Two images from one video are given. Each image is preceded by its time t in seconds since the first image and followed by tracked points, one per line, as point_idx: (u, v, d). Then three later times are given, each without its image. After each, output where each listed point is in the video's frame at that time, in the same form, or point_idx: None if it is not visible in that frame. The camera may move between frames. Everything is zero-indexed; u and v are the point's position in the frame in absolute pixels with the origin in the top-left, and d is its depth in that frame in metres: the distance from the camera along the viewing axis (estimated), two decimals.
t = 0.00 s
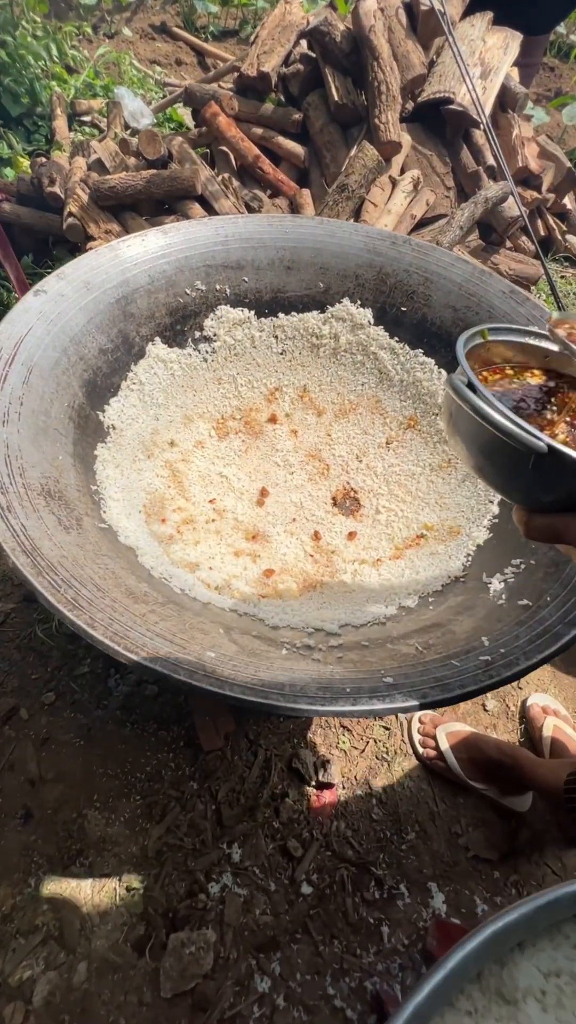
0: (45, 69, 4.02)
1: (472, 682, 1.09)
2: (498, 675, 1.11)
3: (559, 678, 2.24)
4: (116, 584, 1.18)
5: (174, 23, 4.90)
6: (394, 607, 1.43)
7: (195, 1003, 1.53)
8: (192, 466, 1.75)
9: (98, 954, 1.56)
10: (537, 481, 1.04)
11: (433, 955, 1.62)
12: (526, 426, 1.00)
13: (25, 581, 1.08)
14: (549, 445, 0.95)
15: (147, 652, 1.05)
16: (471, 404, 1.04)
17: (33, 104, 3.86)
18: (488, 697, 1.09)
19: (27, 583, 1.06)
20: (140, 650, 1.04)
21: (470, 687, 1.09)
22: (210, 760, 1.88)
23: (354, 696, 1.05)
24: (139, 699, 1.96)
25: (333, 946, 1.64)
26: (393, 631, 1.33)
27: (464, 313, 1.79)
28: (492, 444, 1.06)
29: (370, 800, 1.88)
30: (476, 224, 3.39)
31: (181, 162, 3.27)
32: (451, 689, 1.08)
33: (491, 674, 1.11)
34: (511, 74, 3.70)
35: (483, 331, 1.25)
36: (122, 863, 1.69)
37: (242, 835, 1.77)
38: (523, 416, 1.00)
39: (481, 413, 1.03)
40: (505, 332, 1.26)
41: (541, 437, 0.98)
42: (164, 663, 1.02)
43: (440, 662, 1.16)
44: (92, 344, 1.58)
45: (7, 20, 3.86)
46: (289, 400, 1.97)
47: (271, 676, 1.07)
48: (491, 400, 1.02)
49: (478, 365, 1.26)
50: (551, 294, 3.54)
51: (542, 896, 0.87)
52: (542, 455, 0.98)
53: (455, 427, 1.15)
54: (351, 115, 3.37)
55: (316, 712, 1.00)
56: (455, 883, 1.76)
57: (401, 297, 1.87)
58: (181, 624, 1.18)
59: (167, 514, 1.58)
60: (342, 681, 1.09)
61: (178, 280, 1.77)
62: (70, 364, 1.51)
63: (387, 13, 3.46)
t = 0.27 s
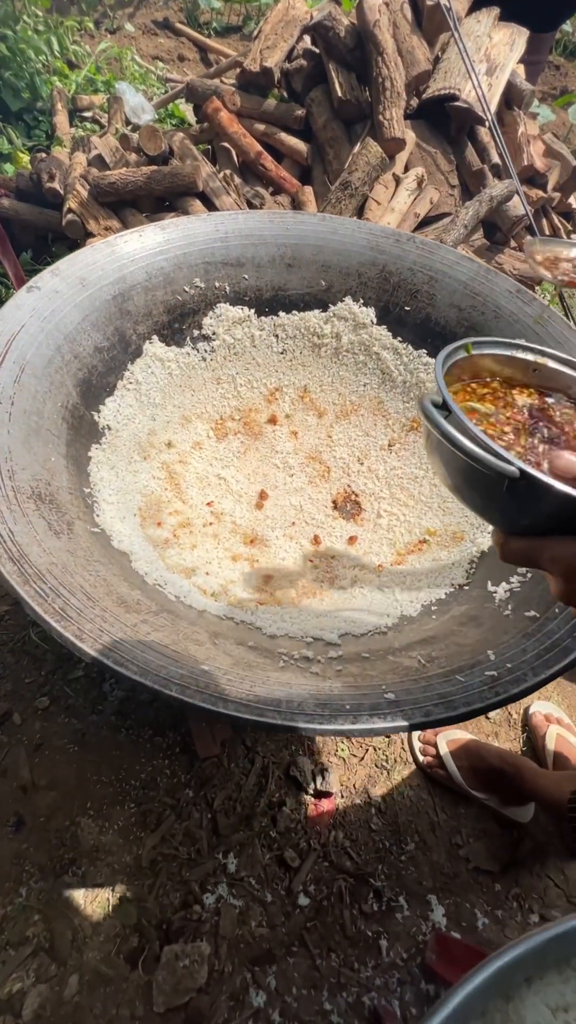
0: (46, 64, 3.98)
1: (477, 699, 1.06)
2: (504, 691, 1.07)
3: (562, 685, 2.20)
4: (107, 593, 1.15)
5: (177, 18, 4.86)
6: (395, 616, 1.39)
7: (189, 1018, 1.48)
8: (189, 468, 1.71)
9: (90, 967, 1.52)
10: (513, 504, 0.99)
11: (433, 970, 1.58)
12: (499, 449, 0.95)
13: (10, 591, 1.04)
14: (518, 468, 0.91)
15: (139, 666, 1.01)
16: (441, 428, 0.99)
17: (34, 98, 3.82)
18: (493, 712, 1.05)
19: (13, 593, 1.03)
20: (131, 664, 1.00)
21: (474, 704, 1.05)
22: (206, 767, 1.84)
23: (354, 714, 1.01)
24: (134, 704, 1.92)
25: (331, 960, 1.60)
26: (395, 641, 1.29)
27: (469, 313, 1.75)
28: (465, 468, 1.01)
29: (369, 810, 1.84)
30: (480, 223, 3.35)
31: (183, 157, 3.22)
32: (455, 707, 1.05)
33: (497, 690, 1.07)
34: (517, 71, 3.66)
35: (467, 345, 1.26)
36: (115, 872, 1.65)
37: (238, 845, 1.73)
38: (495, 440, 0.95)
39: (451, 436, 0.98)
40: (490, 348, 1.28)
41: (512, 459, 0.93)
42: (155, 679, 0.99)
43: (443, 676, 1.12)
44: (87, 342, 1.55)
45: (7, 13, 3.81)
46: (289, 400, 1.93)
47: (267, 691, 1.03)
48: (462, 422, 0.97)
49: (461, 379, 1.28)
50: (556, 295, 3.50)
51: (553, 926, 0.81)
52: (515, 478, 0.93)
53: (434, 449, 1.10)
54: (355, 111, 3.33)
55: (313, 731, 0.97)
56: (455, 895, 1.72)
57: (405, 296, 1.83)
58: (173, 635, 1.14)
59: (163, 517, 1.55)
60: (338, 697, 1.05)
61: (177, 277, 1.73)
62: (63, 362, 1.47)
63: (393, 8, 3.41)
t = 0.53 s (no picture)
0: (50, 62, 3.96)
1: (480, 710, 1.05)
2: (507, 704, 1.06)
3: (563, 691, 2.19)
4: (107, 601, 1.14)
5: (181, 18, 4.85)
6: (397, 624, 1.38)
7: None
8: (190, 472, 1.70)
9: (87, 973, 1.51)
10: (504, 533, 0.97)
11: (433, 978, 1.57)
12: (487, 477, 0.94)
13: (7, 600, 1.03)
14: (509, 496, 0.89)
15: (138, 676, 1.00)
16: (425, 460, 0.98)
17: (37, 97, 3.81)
18: (495, 723, 1.04)
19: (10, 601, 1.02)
20: (130, 674, 1.00)
21: (477, 717, 1.04)
22: (205, 772, 1.83)
23: (354, 727, 1.00)
24: (133, 708, 1.91)
25: (329, 967, 1.59)
26: (396, 650, 1.28)
27: (473, 317, 1.74)
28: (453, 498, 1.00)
29: (368, 816, 1.83)
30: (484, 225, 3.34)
31: (186, 157, 3.21)
32: (457, 720, 1.04)
33: (499, 703, 1.06)
34: (522, 73, 3.65)
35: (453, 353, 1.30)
36: (113, 877, 1.63)
37: (236, 850, 1.72)
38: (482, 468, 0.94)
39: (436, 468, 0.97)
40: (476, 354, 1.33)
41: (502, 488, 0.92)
42: (154, 689, 0.98)
43: (445, 688, 1.11)
44: (88, 344, 1.54)
45: (11, 12, 3.80)
46: (291, 403, 1.93)
47: (267, 701, 1.02)
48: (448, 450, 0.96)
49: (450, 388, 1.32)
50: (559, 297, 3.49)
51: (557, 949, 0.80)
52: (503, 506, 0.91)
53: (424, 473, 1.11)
54: (359, 112, 3.32)
55: (313, 742, 0.96)
56: (454, 903, 1.71)
57: (408, 299, 1.82)
58: (173, 643, 1.13)
59: (163, 521, 1.54)
60: (337, 707, 1.04)
61: (179, 279, 1.72)
62: (64, 364, 1.46)
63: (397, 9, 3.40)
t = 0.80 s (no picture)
0: (54, 62, 3.97)
1: (476, 712, 1.06)
2: (503, 706, 1.06)
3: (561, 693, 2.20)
4: (107, 599, 1.14)
5: (185, 18, 4.85)
6: (395, 625, 1.39)
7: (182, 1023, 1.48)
8: (191, 471, 1.71)
9: (84, 970, 1.52)
10: (511, 556, 0.99)
11: (429, 979, 1.56)
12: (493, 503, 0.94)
13: (9, 597, 1.04)
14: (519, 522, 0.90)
15: (137, 675, 1.01)
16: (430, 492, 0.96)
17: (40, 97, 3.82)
18: (492, 724, 1.05)
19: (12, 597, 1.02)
20: (129, 673, 1.00)
21: (473, 718, 1.05)
22: (203, 771, 1.83)
23: (352, 727, 1.01)
24: (132, 707, 1.91)
25: (325, 967, 1.59)
26: (394, 651, 1.29)
27: (474, 319, 1.74)
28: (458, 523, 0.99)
29: (366, 816, 1.83)
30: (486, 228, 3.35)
31: (189, 158, 3.22)
32: (454, 721, 1.04)
33: (496, 704, 1.07)
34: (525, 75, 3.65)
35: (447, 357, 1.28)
36: (111, 875, 1.64)
37: (234, 850, 1.72)
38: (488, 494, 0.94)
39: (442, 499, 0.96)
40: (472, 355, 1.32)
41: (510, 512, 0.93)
42: (153, 688, 0.99)
43: (442, 689, 1.11)
44: (90, 345, 1.54)
45: (16, 11, 3.81)
46: (292, 404, 1.93)
47: (265, 700, 1.03)
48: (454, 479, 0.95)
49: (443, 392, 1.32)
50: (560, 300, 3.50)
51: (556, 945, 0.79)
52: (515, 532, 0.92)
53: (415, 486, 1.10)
54: (362, 114, 3.32)
55: (311, 741, 0.97)
56: (451, 904, 1.72)
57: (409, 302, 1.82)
58: (172, 642, 1.14)
59: (164, 521, 1.55)
60: (334, 707, 1.05)
61: (181, 280, 1.73)
62: (66, 365, 1.47)
63: (401, 11, 3.41)
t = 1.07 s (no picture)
0: (59, 63, 3.99)
1: (472, 707, 1.07)
2: (498, 702, 1.08)
3: (559, 693, 2.21)
4: (110, 595, 1.16)
5: (189, 20, 4.88)
6: (393, 623, 1.40)
7: (180, 1017, 1.49)
8: (192, 470, 1.74)
9: (83, 963, 1.53)
10: (515, 586, 0.96)
11: (424, 973, 1.59)
12: (491, 530, 0.92)
13: (13, 592, 1.06)
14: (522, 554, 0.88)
15: (139, 669, 1.02)
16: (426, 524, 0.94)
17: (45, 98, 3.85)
18: (487, 720, 1.07)
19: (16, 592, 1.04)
20: (131, 666, 1.02)
21: (469, 714, 1.07)
22: (202, 768, 1.85)
23: (350, 721, 1.02)
24: (133, 703, 1.93)
25: (322, 962, 1.60)
26: (392, 648, 1.30)
27: (473, 322, 1.76)
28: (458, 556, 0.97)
29: (363, 813, 1.85)
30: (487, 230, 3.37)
31: (192, 160, 3.25)
32: (450, 716, 1.06)
33: (491, 701, 1.08)
34: (527, 79, 3.67)
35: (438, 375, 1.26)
36: (111, 870, 1.65)
37: (232, 846, 1.74)
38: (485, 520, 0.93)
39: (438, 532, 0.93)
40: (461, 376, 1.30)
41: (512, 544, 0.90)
42: (154, 682, 1.01)
43: (439, 685, 1.13)
44: (94, 345, 1.56)
45: (21, 13, 3.83)
46: (293, 405, 1.95)
47: (264, 695, 1.05)
48: (451, 507, 0.93)
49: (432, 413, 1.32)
50: (561, 303, 3.51)
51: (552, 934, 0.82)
52: (518, 566, 0.90)
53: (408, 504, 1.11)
54: (364, 117, 3.35)
55: (309, 735, 0.99)
56: (448, 901, 1.73)
57: (409, 304, 1.84)
58: (173, 637, 1.16)
59: (165, 519, 1.57)
60: (331, 702, 1.07)
61: (183, 282, 1.75)
62: (71, 365, 1.49)
63: (404, 15, 3.43)
